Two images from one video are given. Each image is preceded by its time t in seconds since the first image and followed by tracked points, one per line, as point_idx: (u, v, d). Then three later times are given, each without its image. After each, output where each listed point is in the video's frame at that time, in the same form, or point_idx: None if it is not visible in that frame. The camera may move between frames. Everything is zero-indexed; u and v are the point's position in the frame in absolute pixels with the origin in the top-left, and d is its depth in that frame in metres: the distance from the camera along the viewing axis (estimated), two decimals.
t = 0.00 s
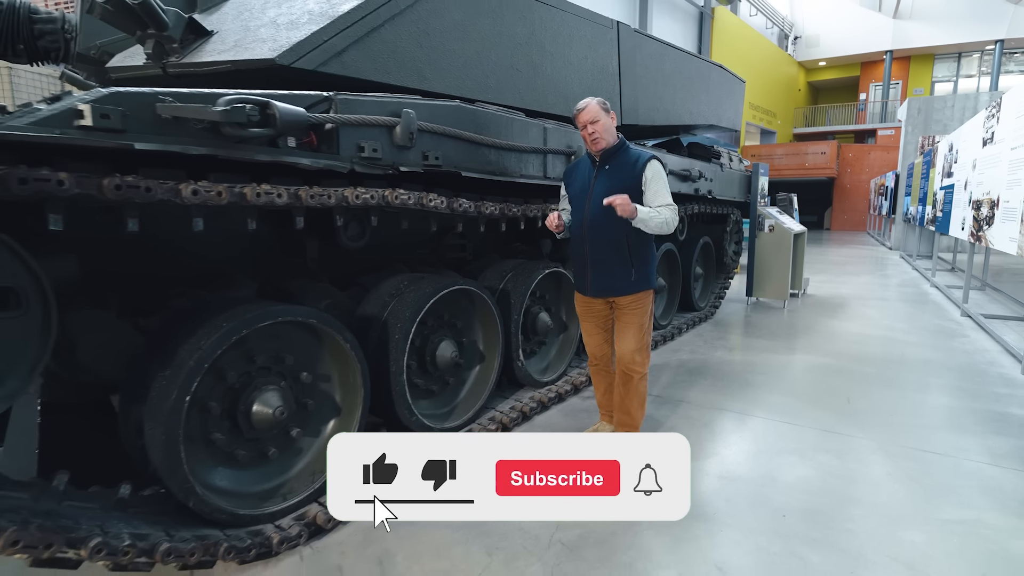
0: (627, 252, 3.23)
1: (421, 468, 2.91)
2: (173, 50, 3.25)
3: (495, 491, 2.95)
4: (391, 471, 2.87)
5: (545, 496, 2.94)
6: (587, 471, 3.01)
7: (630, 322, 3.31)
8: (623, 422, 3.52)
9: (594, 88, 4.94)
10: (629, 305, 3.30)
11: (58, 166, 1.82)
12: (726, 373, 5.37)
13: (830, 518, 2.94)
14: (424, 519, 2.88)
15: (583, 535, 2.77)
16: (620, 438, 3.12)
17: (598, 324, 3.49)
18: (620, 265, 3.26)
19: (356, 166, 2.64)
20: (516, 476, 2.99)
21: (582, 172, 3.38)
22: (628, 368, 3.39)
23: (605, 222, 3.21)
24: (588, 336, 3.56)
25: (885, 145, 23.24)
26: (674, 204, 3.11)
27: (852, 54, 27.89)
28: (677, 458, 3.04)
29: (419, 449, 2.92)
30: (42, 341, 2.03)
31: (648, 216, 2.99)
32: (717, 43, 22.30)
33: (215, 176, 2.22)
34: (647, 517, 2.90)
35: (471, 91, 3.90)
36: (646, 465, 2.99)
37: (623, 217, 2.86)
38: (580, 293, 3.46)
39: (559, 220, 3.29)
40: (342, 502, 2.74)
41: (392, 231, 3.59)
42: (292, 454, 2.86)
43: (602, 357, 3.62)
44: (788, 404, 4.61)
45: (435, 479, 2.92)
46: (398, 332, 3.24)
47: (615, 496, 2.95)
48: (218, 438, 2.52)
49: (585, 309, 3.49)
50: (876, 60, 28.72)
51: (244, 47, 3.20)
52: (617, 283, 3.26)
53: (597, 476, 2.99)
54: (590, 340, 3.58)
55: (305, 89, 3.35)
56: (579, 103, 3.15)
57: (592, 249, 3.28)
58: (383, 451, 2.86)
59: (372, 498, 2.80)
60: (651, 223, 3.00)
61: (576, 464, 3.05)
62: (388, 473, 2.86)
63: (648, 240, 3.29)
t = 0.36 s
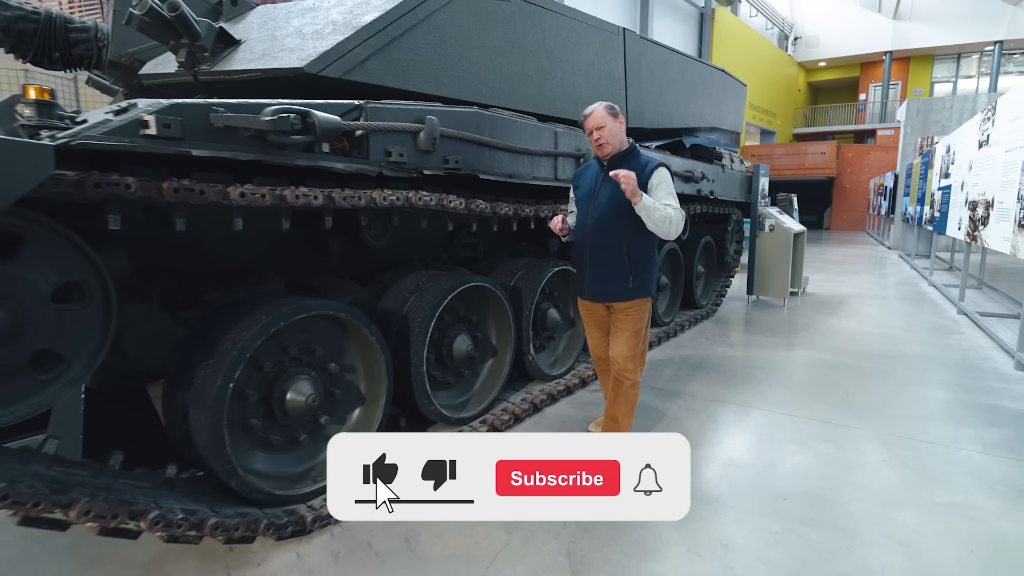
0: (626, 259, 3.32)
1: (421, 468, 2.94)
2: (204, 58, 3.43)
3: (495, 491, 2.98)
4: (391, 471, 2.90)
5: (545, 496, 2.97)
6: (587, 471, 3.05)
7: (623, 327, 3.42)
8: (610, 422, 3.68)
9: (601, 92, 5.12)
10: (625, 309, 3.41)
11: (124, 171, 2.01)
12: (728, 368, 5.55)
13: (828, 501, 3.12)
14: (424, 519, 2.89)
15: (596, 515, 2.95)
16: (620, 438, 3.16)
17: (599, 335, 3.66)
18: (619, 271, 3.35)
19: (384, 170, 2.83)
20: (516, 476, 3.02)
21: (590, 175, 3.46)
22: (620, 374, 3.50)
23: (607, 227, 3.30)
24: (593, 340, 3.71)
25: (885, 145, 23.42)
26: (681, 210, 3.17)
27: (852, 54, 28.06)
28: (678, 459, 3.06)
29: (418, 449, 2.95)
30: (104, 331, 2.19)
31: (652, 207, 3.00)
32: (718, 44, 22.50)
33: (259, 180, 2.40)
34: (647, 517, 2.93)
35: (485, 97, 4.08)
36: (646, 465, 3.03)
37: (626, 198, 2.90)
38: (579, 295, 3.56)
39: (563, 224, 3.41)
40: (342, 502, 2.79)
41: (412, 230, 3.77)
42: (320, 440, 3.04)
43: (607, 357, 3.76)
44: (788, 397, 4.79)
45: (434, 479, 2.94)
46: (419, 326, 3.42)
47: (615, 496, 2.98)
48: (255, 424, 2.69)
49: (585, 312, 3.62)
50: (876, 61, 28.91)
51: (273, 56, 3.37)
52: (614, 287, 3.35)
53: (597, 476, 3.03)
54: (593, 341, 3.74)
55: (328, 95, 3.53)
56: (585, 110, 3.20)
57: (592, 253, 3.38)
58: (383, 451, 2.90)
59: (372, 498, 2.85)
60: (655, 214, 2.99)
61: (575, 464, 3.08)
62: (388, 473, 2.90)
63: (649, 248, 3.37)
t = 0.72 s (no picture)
0: (629, 259, 3.40)
1: (421, 468, 2.90)
2: (235, 67, 3.65)
3: (495, 491, 2.94)
4: (391, 472, 2.88)
5: (545, 496, 2.94)
6: (587, 471, 2.99)
7: (629, 331, 3.50)
8: (617, 428, 3.75)
9: (607, 97, 5.32)
10: (627, 309, 3.47)
11: (182, 175, 2.21)
12: (729, 363, 5.75)
13: (824, 484, 3.32)
14: (424, 517, 2.90)
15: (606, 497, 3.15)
16: (620, 437, 3.08)
17: (589, 327, 3.72)
18: (623, 270, 3.44)
19: (409, 173, 3.03)
20: (515, 475, 2.96)
21: (600, 172, 3.60)
22: (628, 378, 3.60)
23: (611, 224, 3.41)
24: (582, 335, 3.78)
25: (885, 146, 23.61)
26: (685, 212, 3.24)
27: (852, 55, 28.26)
28: (678, 459, 2.99)
29: (418, 449, 2.91)
30: (160, 320, 2.38)
31: (654, 216, 3.10)
32: (719, 45, 22.71)
33: (297, 183, 2.60)
34: (646, 517, 2.93)
35: (498, 103, 4.28)
36: (646, 465, 2.97)
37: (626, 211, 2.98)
38: (582, 291, 3.67)
39: (569, 219, 3.52)
40: (342, 502, 2.78)
41: (429, 230, 3.97)
42: (347, 427, 3.24)
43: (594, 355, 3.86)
44: (787, 390, 4.98)
45: (435, 479, 2.91)
46: (438, 320, 3.62)
47: (615, 496, 2.95)
48: (290, 410, 2.89)
49: (585, 307, 3.72)
50: (876, 61, 29.09)
51: (301, 65, 3.57)
52: (617, 285, 3.44)
53: (597, 476, 2.98)
54: (585, 341, 3.80)
55: (352, 102, 3.72)
56: (603, 103, 3.36)
57: (596, 250, 3.49)
58: (383, 451, 2.87)
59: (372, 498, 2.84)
60: (657, 223, 3.09)
61: (575, 463, 3.01)
62: (388, 474, 2.87)
63: (654, 249, 3.44)
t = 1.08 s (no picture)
0: (632, 261, 3.44)
1: (421, 468, 2.95)
2: (265, 75, 3.88)
3: (495, 491, 2.97)
4: (391, 471, 2.93)
5: (545, 496, 2.97)
6: (587, 471, 3.03)
7: (632, 330, 3.55)
8: (626, 420, 3.85)
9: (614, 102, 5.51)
10: (630, 310, 3.52)
11: (232, 179, 2.41)
12: (730, 358, 5.95)
13: (821, 470, 3.52)
14: (424, 519, 2.93)
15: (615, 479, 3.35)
16: (620, 437, 3.10)
17: (592, 322, 3.67)
18: (625, 272, 3.47)
19: (431, 176, 3.23)
20: (515, 475, 3.00)
21: (599, 174, 3.61)
22: (632, 375, 3.69)
23: (613, 227, 3.45)
24: (583, 331, 3.74)
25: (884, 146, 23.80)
26: (684, 216, 3.29)
27: (852, 56, 28.45)
28: (679, 460, 3.05)
29: (419, 449, 2.97)
30: (207, 311, 2.56)
31: (654, 230, 3.18)
32: (720, 45, 22.92)
33: (331, 186, 2.80)
34: (647, 518, 2.96)
35: (510, 108, 4.48)
36: (646, 465, 3.00)
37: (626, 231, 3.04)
38: (584, 292, 3.67)
39: (572, 221, 3.44)
40: (342, 502, 2.84)
41: (447, 230, 4.18)
42: (373, 414, 3.45)
43: (589, 354, 3.78)
44: (786, 384, 5.18)
45: (434, 479, 2.94)
46: (456, 314, 3.83)
47: (615, 497, 2.99)
48: (322, 397, 3.10)
49: (585, 308, 3.70)
50: (876, 62, 29.27)
51: (327, 73, 3.78)
52: (620, 288, 3.48)
53: (597, 476, 3.02)
54: (583, 339, 3.76)
55: (374, 109, 3.93)
56: (604, 107, 3.36)
57: (599, 252, 3.51)
58: (383, 450, 2.92)
59: (371, 499, 2.88)
60: (657, 236, 3.18)
61: (574, 464, 3.04)
62: (389, 473, 2.92)
63: (655, 250, 3.49)
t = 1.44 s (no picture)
0: (622, 260, 3.51)
1: (421, 468, 2.93)
2: (290, 81, 4.11)
3: (496, 491, 2.96)
4: (391, 471, 2.92)
5: (545, 496, 2.96)
6: (588, 471, 2.98)
7: (626, 328, 3.62)
8: (631, 409, 3.92)
9: (620, 105, 5.70)
10: (622, 309, 3.59)
11: (273, 180, 2.60)
12: (732, 354, 6.13)
13: (820, 457, 3.70)
14: (425, 517, 2.92)
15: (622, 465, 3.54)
16: (619, 437, 3.03)
17: (583, 323, 3.72)
18: (615, 270, 3.54)
19: (451, 177, 3.42)
20: (515, 475, 2.97)
21: (582, 177, 3.65)
22: (631, 370, 3.76)
23: (602, 228, 3.49)
24: (576, 333, 3.78)
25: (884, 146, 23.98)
26: (669, 208, 3.36)
27: (852, 57, 28.65)
28: (678, 458, 2.99)
29: (418, 449, 2.94)
30: (246, 304, 2.73)
31: (642, 212, 3.20)
32: (721, 46, 23.14)
33: (361, 187, 2.99)
34: (647, 517, 2.95)
35: (522, 112, 4.66)
36: (646, 465, 2.96)
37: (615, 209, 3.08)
38: (574, 295, 3.70)
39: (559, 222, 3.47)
40: (341, 501, 2.85)
41: (463, 228, 4.37)
42: (395, 403, 3.63)
43: (581, 356, 3.79)
44: (787, 378, 5.36)
45: (434, 479, 2.93)
46: (472, 309, 4.02)
47: (616, 497, 2.96)
48: (348, 386, 3.29)
49: (576, 309, 3.74)
50: (876, 63, 29.45)
51: (349, 79, 3.97)
52: (612, 287, 3.53)
53: (597, 476, 2.97)
54: (576, 339, 3.81)
55: (393, 112, 4.12)
56: (584, 112, 3.40)
57: (589, 254, 3.56)
58: (383, 449, 2.91)
59: (371, 498, 2.88)
60: (644, 219, 3.19)
61: (573, 464, 3.00)
62: (389, 473, 2.92)
63: (642, 248, 3.56)
